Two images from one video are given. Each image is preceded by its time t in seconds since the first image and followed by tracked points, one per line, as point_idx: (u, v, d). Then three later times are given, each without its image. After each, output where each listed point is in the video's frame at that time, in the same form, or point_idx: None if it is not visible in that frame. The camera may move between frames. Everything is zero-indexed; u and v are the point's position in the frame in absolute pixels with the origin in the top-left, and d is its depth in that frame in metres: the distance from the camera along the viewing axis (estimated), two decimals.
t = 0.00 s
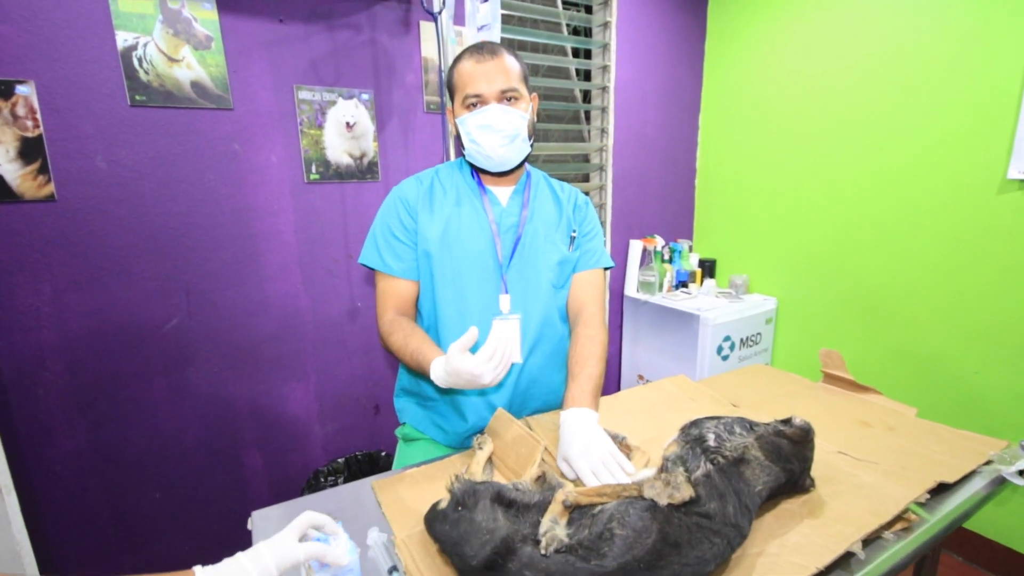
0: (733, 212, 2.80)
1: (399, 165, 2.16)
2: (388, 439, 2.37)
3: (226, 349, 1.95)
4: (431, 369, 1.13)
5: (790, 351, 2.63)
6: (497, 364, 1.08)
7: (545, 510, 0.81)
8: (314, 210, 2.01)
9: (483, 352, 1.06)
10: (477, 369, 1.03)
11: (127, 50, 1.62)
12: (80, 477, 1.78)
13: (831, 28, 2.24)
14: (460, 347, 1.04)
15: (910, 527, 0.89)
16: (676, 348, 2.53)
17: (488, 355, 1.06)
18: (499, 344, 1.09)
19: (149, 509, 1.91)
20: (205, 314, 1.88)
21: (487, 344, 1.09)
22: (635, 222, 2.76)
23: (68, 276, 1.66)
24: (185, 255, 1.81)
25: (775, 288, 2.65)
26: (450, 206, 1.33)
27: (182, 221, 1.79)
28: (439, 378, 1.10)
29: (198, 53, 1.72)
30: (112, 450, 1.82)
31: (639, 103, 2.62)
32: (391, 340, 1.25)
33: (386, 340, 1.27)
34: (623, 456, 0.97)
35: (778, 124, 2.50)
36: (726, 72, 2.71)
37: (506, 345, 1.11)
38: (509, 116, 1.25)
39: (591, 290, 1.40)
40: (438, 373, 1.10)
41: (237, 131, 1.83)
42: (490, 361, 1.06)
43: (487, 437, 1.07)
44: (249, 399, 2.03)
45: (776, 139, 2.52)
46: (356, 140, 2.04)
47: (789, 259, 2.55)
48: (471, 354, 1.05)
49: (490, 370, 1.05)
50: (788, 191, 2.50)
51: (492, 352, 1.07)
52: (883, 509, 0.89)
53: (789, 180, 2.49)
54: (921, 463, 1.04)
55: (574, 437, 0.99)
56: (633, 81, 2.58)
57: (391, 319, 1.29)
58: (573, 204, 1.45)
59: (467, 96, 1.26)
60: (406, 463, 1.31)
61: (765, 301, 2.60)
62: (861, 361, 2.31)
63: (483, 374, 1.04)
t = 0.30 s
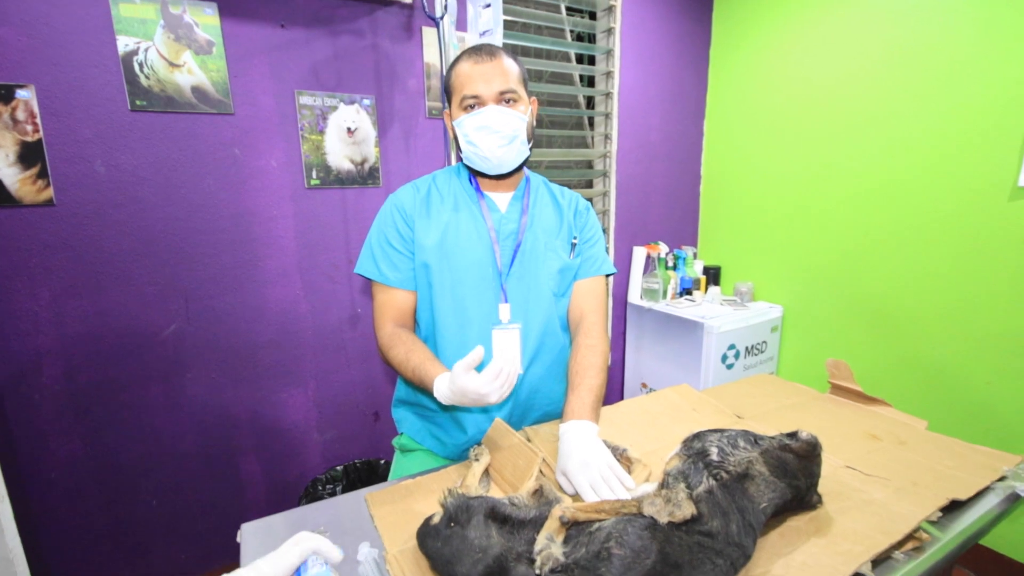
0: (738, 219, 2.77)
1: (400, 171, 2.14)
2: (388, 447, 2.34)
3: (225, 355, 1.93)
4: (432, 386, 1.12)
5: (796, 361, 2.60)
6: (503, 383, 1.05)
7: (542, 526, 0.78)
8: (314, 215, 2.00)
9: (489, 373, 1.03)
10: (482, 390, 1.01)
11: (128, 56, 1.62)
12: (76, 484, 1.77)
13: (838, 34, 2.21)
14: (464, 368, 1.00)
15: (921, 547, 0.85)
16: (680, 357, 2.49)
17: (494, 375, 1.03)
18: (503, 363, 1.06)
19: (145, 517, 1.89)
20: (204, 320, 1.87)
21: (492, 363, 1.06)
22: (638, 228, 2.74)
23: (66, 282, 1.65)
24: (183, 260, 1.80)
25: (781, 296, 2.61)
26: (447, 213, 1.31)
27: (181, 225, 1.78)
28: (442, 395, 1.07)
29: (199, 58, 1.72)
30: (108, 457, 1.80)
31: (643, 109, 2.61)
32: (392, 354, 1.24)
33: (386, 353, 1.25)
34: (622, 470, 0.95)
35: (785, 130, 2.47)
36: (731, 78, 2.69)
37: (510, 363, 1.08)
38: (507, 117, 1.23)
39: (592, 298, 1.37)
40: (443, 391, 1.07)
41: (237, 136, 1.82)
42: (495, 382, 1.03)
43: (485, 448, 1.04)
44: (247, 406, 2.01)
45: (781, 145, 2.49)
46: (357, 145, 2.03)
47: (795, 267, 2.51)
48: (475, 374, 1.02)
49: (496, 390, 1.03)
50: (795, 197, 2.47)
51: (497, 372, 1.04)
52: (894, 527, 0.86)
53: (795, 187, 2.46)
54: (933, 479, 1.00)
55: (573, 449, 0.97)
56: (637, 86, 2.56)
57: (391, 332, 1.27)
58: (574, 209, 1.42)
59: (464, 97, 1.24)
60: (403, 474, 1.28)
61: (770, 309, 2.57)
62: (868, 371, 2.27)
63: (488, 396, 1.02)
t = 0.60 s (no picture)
0: (735, 219, 2.77)
1: (396, 174, 2.13)
2: (385, 452, 2.33)
3: (220, 361, 1.91)
4: (433, 397, 1.10)
5: (793, 360, 2.60)
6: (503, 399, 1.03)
7: (544, 534, 0.77)
8: (309, 219, 1.98)
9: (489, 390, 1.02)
10: (482, 406, 1.00)
11: (119, 59, 1.60)
12: (69, 494, 1.75)
13: (833, 34, 2.22)
14: (465, 385, 0.99)
15: (926, 550, 0.85)
16: (678, 358, 2.49)
17: (494, 392, 1.02)
18: (506, 380, 1.04)
19: (140, 526, 1.87)
20: (198, 326, 1.85)
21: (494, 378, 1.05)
22: (635, 229, 2.73)
23: (57, 289, 1.63)
24: (177, 265, 1.78)
25: (778, 295, 2.61)
26: (446, 218, 1.30)
27: (174, 230, 1.76)
28: (441, 408, 1.06)
29: (191, 61, 1.70)
30: (102, 466, 1.78)
31: (638, 110, 2.60)
32: (391, 361, 1.22)
33: (386, 360, 1.24)
34: (625, 476, 0.94)
35: (781, 130, 2.47)
36: (727, 78, 2.69)
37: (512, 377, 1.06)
38: (506, 125, 1.22)
39: (593, 301, 1.36)
40: (443, 405, 1.06)
41: (231, 140, 1.80)
42: (496, 398, 1.02)
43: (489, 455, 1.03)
44: (242, 412, 1.99)
45: (777, 145, 2.50)
46: (352, 149, 2.01)
47: (793, 266, 2.51)
48: (476, 390, 1.01)
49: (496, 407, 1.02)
50: (791, 197, 2.47)
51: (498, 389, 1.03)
52: (898, 530, 0.85)
53: (792, 187, 2.46)
54: (935, 480, 1.00)
55: (574, 455, 0.96)
56: (632, 87, 2.56)
57: (390, 338, 1.25)
58: (574, 212, 1.41)
59: (463, 102, 1.23)
60: (402, 482, 1.27)
61: (768, 309, 2.57)
62: (866, 371, 2.27)
63: (488, 412, 1.01)
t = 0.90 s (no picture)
0: (720, 216, 2.80)
1: (383, 176, 2.11)
2: (378, 457, 2.31)
3: (208, 370, 1.88)
4: (435, 402, 1.10)
5: (780, 354, 2.64)
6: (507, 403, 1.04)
7: (552, 536, 0.78)
8: (296, 224, 1.96)
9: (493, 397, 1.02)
10: (486, 412, 1.00)
11: (98, 64, 1.56)
12: (55, 510, 1.70)
13: (813, 33, 2.26)
14: (469, 393, 0.99)
15: (921, 537, 0.87)
16: (668, 355, 2.51)
17: (498, 399, 1.02)
18: (509, 386, 1.05)
19: (127, 542, 1.83)
20: (185, 335, 1.82)
21: (499, 385, 1.05)
22: (622, 228, 2.75)
23: (38, 300, 1.58)
24: (162, 274, 1.74)
25: (763, 291, 2.65)
26: (444, 221, 1.29)
27: (157, 238, 1.72)
28: (444, 413, 1.06)
29: (172, 65, 1.66)
30: (88, 482, 1.73)
31: (623, 109, 2.62)
32: (391, 366, 1.22)
33: (385, 366, 1.23)
34: (628, 475, 0.95)
35: (764, 128, 2.51)
36: (709, 77, 2.72)
37: (516, 384, 1.07)
38: (500, 127, 1.22)
39: (591, 303, 1.37)
40: (447, 410, 1.06)
41: (215, 144, 1.77)
42: (500, 404, 1.02)
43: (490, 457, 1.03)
44: (232, 421, 1.95)
45: (760, 143, 2.53)
46: (339, 152, 1.99)
47: (777, 262, 2.55)
48: (480, 397, 1.01)
49: (500, 412, 1.02)
50: (774, 194, 2.51)
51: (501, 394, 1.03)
52: (894, 520, 0.87)
53: (775, 183, 2.50)
54: (927, 469, 1.02)
55: (578, 457, 0.96)
56: (617, 87, 2.57)
57: (389, 343, 1.25)
58: (570, 214, 1.42)
59: (457, 106, 1.23)
60: (402, 487, 1.26)
61: (754, 305, 2.61)
62: (850, 363, 2.32)
63: (493, 418, 1.01)
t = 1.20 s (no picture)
0: (711, 215, 2.83)
1: (377, 174, 2.10)
2: (371, 456, 2.30)
3: (199, 370, 1.86)
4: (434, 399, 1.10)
5: (769, 352, 2.68)
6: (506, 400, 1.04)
7: (557, 531, 0.79)
8: (289, 222, 1.94)
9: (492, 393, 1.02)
10: (485, 408, 1.00)
11: (87, 58, 1.54)
12: (44, 513, 1.68)
13: (802, 35, 2.29)
14: (468, 389, 0.99)
15: (915, 529, 0.89)
16: (660, 353, 2.54)
17: (497, 396, 1.02)
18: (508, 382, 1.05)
19: (118, 544, 1.80)
20: (176, 334, 1.79)
21: (498, 381, 1.05)
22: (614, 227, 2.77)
23: (25, 300, 1.55)
24: (153, 272, 1.72)
25: (753, 289, 2.69)
26: (445, 219, 1.30)
27: (149, 236, 1.70)
28: (444, 410, 1.06)
29: (163, 60, 1.64)
30: (78, 483, 1.71)
31: (616, 108, 2.63)
32: (390, 363, 1.22)
33: (385, 363, 1.23)
34: (630, 470, 0.96)
35: (754, 128, 2.54)
36: (700, 77, 2.75)
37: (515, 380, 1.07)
38: (501, 129, 1.22)
39: (590, 301, 1.38)
40: (445, 407, 1.06)
41: (207, 141, 1.75)
42: (499, 401, 1.02)
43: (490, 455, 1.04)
44: (224, 421, 1.94)
45: (750, 142, 2.56)
46: (332, 149, 1.98)
47: (767, 260, 2.59)
48: (479, 394, 1.01)
49: (499, 409, 1.03)
50: (764, 194, 2.54)
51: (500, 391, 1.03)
52: (889, 512, 0.89)
53: (765, 183, 2.53)
54: (918, 462, 1.05)
55: (580, 454, 0.97)
56: (610, 86, 2.58)
57: (389, 340, 1.25)
58: (569, 213, 1.43)
59: (458, 106, 1.23)
60: (402, 485, 1.26)
61: (744, 303, 2.64)
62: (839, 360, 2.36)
63: (492, 415, 1.01)
